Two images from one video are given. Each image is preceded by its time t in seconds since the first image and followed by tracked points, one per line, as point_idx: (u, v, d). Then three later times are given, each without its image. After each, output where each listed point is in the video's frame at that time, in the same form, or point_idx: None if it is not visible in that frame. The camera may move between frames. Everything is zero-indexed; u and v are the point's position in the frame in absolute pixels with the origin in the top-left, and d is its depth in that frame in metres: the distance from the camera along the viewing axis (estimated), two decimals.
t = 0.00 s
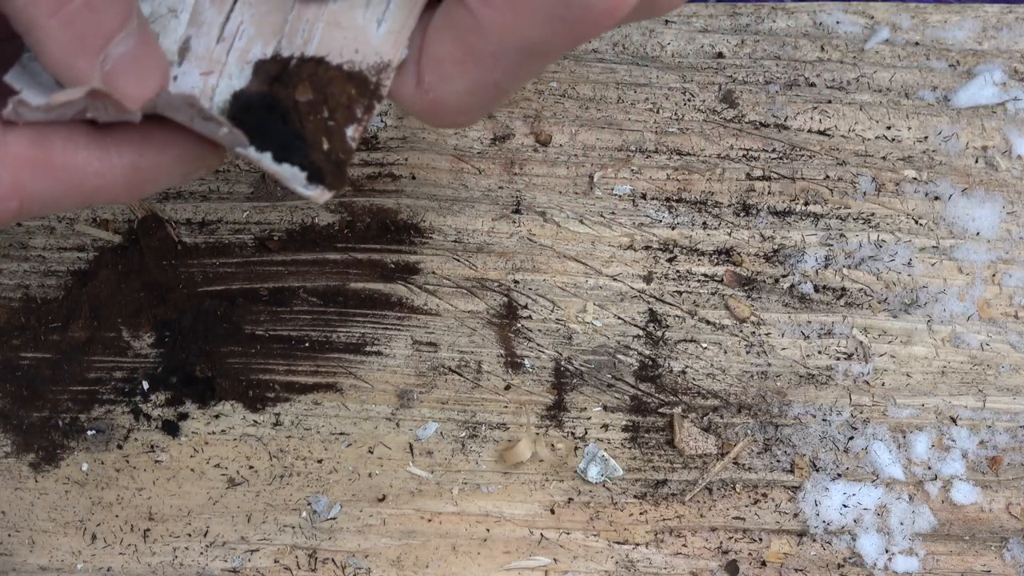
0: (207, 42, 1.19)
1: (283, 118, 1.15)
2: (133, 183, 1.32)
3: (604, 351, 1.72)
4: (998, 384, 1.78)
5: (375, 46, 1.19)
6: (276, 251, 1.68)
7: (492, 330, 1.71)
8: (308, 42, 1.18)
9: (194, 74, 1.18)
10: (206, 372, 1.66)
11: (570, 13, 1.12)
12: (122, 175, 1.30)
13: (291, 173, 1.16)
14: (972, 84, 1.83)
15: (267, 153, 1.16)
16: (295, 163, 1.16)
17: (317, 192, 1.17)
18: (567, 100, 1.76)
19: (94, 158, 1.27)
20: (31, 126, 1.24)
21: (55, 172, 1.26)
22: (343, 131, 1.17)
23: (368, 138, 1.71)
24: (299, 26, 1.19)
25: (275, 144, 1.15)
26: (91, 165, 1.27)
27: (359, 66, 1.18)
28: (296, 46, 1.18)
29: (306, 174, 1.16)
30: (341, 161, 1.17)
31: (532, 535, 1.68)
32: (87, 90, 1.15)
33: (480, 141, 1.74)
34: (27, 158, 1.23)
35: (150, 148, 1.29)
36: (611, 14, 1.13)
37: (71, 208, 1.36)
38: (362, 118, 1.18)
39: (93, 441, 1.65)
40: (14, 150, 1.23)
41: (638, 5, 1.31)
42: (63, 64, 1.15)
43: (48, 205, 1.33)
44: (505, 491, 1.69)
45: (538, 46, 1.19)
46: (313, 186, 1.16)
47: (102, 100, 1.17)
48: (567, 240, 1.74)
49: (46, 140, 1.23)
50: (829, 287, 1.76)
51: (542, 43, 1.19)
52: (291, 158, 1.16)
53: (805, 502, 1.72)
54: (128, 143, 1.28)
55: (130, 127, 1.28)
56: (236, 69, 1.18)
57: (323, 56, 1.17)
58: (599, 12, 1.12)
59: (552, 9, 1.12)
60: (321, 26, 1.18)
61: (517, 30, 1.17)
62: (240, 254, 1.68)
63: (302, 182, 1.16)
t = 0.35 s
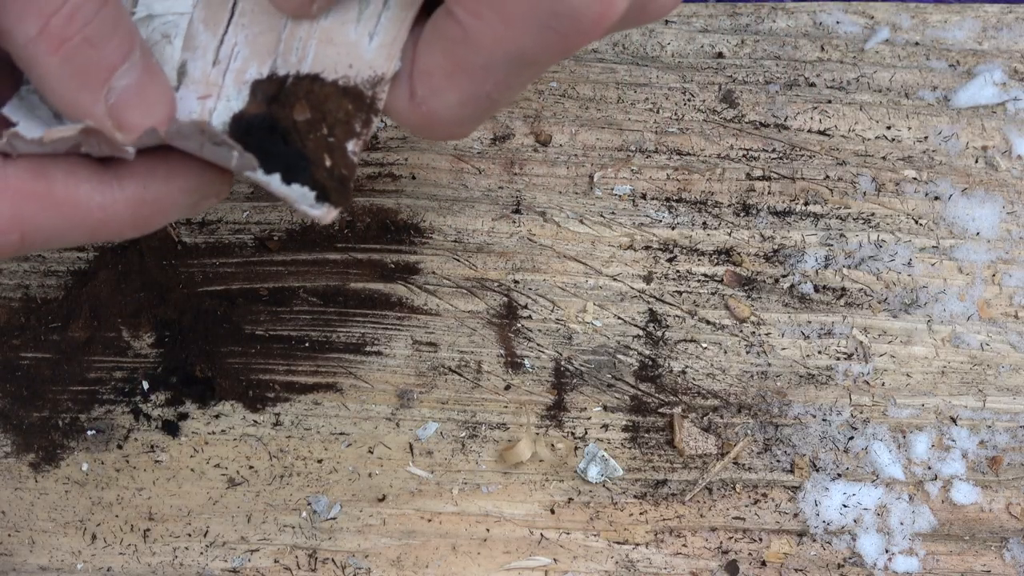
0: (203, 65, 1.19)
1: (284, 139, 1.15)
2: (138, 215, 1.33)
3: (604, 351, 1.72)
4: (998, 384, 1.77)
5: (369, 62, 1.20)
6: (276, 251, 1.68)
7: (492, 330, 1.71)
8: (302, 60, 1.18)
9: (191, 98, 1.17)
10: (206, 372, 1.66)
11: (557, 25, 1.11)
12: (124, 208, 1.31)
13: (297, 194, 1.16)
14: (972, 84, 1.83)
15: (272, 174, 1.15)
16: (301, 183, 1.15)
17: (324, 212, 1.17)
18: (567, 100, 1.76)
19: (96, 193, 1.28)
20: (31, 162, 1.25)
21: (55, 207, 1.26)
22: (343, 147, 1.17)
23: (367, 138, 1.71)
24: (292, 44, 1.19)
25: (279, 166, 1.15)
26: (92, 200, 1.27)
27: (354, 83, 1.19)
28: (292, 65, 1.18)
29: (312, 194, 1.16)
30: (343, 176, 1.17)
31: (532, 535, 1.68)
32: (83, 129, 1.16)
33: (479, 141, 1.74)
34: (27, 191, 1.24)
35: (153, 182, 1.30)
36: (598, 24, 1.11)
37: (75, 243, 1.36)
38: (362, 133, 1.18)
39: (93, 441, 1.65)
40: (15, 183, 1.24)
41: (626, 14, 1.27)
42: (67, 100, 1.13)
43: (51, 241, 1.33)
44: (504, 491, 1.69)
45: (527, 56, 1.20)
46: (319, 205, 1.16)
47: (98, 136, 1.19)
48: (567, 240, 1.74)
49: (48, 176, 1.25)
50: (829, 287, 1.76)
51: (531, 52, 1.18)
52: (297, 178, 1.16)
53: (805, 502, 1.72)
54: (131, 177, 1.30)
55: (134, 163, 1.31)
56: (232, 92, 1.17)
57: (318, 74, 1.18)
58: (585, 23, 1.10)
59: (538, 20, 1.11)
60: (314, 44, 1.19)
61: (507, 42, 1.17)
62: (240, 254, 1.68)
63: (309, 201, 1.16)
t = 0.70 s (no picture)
0: (181, 79, 1.20)
1: (267, 147, 1.14)
2: (125, 238, 1.33)
3: (604, 351, 1.72)
4: (998, 384, 1.77)
5: (342, 58, 1.20)
6: (276, 251, 1.68)
7: (492, 330, 1.71)
8: (277, 63, 1.19)
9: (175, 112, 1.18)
10: (206, 372, 1.65)
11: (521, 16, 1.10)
12: (110, 234, 1.30)
13: (282, 204, 1.14)
14: (972, 83, 1.83)
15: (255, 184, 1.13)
16: (285, 191, 1.14)
17: (312, 216, 1.14)
18: (567, 100, 1.76)
19: (81, 221, 1.26)
20: (15, 190, 1.24)
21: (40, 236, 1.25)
22: (326, 147, 1.16)
23: (367, 138, 1.71)
24: (266, 49, 1.20)
25: (262, 175, 1.13)
26: (76, 229, 1.26)
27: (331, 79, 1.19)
28: (268, 70, 1.19)
29: (297, 201, 1.14)
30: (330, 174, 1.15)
31: (532, 535, 1.68)
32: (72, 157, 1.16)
33: (479, 141, 1.74)
34: (12, 224, 1.23)
35: (136, 207, 1.29)
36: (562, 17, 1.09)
37: (67, 263, 1.34)
38: (342, 130, 1.18)
39: (93, 441, 1.65)
40: None
41: (589, 9, 1.31)
42: (67, 116, 1.14)
43: (42, 260, 1.31)
44: (505, 491, 1.69)
45: (495, 50, 1.18)
46: (307, 210, 1.14)
47: (87, 164, 1.17)
48: (567, 240, 1.74)
49: (32, 205, 1.23)
50: (829, 287, 1.76)
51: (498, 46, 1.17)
52: (280, 186, 1.14)
53: (805, 502, 1.72)
54: (114, 203, 1.28)
55: (117, 188, 1.29)
56: (212, 102, 1.18)
57: (294, 74, 1.19)
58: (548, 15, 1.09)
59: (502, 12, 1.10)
60: (287, 46, 1.19)
61: (475, 37, 1.16)
62: (240, 254, 1.68)
63: (295, 209, 1.14)
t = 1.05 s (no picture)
0: (166, 90, 1.20)
1: (256, 145, 1.13)
2: (117, 259, 1.32)
3: (604, 351, 1.72)
4: (998, 384, 1.77)
5: (328, 48, 1.18)
6: (276, 250, 1.68)
7: (492, 330, 1.71)
8: (263, 61, 1.18)
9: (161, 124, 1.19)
10: (206, 372, 1.65)
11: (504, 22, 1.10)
12: (102, 257, 1.29)
13: (275, 195, 1.12)
14: (972, 83, 1.83)
15: (245, 182, 1.13)
16: (277, 183, 1.12)
17: (307, 206, 1.12)
18: (567, 100, 1.76)
19: (72, 244, 1.26)
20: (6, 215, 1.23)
21: (33, 259, 1.25)
22: (318, 139, 1.14)
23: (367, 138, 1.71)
24: (250, 49, 1.19)
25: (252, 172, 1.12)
26: (68, 252, 1.26)
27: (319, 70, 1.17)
28: (252, 69, 1.19)
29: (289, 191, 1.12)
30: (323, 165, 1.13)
31: (532, 535, 1.68)
32: (64, 179, 1.15)
33: (479, 141, 1.74)
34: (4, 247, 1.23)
35: (126, 225, 1.27)
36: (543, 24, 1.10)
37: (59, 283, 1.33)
38: (335, 120, 1.15)
39: (93, 441, 1.65)
40: None
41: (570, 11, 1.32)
42: (61, 134, 1.14)
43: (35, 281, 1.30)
44: (505, 491, 1.69)
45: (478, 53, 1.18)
46: (300, 200, 1.12)
47: (81, 187, 1.17)
48: (567, 240, 1.74)
49: (25, 229, 1.24)
50: (829, 287, 1.76)
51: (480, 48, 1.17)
52: (271, 180, 1.12)
53: (805, 502, 1.72)
54: (104, 223, 1.27)
55: (106, 207, 1.27)
56: (199, 108, 1.19)
57: (281, 70, 1.17)
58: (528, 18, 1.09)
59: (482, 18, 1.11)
60: (271, 43, 1.19)
61: (462, 43, 1.16)
62: (240, 254, 1.68)
63: (288, 199, 1.12)
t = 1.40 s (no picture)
0: (169, 85, 1.20)
1: (262, 137, 1.16)
2: (125, 252, 1.29)
3: (604, 351, 1.72)
4: (998, 384, 1.77)
5: (335, 42, 1.18)
6: (276, 250, 1.68)
7: (492, 330, 1.71)
8: (269, 54, 1.19)
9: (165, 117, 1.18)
10: (206, 372, 1.66)
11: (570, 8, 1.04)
12: (110, 249, 1.26)
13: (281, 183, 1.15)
14: (972, 83, 1.83)
15: (251, 171, 1.15)
16: (283, 172, 1.15)
17: (312, 196, 1.16)
18: (567, 100, 1.76)
19: (80, 237, 1.23)
20: (12, 207, 1.20)
21: (40, 251, 1.22)
22: (323, 134, 1.17)
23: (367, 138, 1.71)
24: (254, 43, 1.19)
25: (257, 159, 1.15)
26: (76, 245, 1.23)
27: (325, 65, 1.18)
28: (258, 64, 1.19)
29: (295, 180, 1.16)
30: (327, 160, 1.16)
31: (532, 535, 1.68)
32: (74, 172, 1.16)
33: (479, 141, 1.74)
34: (10, 240, 1.20)
35: (134, 217, 1.25)
36: None
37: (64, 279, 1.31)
38: (340, 114, 1.17)
39: (93, 441, 1.65)
40: None
41: None
42: (69, 128, 1.14)
43: (39, 276, 1.28)
44: (504, 491, 1.69)
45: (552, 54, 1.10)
46: (306, 191, 1.16)
47: (89, 180, 1.18)
48: (567, 240, 1.74)
49: (30, 221, 1.21)
50: (829, 287, 1.76)
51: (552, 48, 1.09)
52: (277, 167, 1.15)
53: (805, 502, 1.72)
54: (112, 216, 1.24)
55: (114, 199, 1.25)
56: (203, 102, 1.19)
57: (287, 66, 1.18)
58: None
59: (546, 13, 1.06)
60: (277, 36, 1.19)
61: (525, 41, 1.09)
62: (240, 254, 1.68)
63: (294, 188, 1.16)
